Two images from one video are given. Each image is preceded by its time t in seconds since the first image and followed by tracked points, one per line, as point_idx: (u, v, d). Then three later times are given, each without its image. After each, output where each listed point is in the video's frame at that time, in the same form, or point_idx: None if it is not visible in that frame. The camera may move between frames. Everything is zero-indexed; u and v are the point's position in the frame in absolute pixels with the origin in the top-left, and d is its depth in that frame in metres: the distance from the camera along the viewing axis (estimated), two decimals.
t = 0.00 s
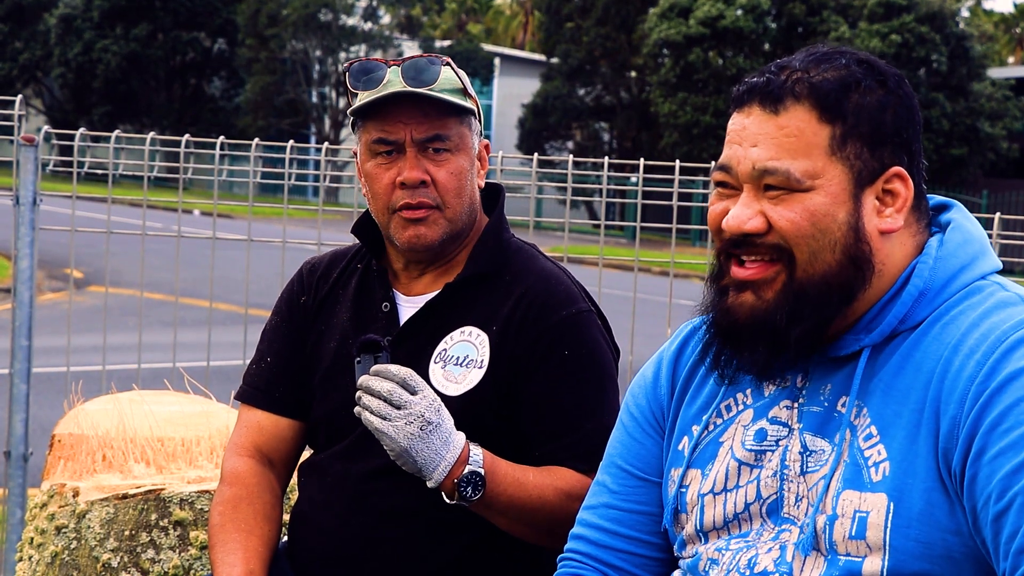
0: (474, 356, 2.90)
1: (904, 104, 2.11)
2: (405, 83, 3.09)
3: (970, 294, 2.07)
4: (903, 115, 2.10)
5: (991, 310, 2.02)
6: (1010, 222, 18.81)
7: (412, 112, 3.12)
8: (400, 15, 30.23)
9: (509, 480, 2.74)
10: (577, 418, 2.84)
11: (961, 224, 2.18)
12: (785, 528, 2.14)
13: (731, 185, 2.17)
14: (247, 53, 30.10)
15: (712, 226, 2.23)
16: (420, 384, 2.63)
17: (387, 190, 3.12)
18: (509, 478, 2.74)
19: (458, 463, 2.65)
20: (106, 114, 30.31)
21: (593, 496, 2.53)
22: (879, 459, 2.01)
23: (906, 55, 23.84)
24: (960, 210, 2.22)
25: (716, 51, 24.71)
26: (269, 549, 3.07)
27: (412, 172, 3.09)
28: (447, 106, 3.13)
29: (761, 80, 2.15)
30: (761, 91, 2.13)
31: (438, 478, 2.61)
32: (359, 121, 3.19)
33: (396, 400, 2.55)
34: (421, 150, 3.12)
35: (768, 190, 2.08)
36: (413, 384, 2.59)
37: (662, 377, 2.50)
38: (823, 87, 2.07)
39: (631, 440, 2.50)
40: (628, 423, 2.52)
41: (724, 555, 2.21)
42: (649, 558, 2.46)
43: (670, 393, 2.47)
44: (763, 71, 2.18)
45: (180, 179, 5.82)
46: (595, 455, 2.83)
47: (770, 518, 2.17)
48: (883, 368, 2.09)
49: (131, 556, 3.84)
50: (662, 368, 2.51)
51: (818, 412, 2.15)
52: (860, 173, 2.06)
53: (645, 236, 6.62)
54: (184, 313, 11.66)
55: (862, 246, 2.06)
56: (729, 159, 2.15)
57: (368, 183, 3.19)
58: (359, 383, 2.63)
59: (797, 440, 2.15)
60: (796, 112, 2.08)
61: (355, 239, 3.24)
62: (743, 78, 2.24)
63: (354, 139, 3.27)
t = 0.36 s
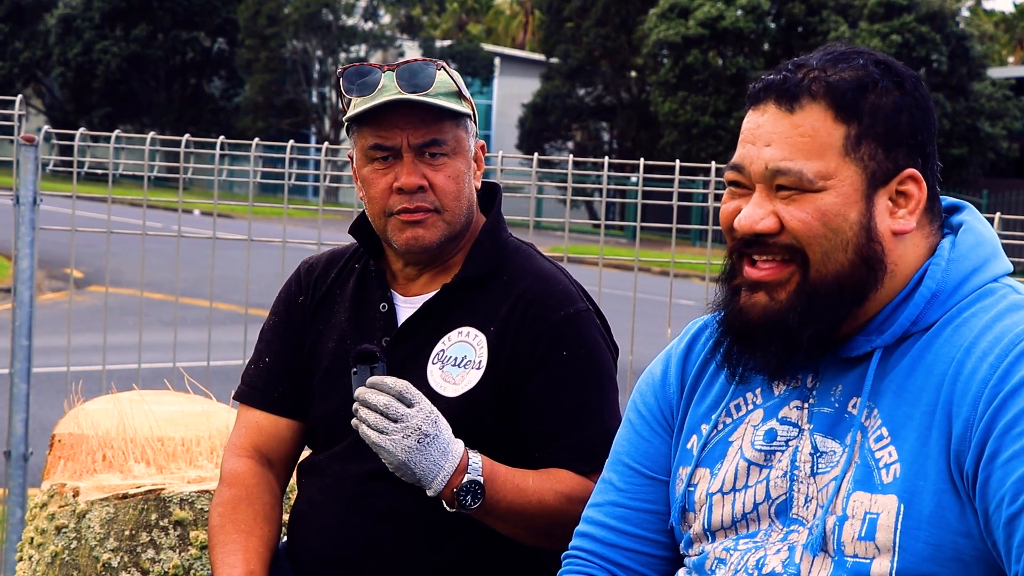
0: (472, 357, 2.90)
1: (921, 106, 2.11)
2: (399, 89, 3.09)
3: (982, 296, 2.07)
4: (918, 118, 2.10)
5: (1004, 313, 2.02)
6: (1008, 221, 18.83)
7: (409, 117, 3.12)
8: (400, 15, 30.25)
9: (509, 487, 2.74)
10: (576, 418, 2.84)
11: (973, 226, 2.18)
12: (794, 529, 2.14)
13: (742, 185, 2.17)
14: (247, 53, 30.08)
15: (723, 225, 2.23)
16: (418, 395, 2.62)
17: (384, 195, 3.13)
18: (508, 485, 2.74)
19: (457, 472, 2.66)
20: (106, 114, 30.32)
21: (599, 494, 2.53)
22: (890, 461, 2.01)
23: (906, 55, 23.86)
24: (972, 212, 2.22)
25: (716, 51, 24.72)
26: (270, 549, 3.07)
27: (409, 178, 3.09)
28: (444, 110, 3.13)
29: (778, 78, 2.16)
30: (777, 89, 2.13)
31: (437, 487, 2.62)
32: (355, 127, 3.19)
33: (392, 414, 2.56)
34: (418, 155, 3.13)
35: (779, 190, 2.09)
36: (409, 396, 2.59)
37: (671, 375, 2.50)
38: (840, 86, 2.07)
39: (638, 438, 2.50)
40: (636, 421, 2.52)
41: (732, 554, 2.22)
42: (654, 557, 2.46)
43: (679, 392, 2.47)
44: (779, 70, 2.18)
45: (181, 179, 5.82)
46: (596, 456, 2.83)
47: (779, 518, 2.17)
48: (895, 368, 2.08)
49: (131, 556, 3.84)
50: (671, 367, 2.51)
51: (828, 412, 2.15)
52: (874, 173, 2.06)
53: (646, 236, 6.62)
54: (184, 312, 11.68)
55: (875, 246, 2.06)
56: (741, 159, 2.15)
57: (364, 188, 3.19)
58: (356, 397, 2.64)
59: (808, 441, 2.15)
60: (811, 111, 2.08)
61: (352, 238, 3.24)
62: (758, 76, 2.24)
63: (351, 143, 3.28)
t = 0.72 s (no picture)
0: (472, 357, 2.90)
1: (927, 105, 2.13)
2: (401, 90, 3.09)
3: (988, 297, 2.07)
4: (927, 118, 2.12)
5: (1008, 315, 2.02)
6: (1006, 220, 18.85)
7: (410, 119, 3.12)
8: (399, 15, 30.24)
9: (507, 486, 2.74)
10: (576, 418, 2.84)
11: (978, 227, 2.19)
12: (798, 530, 2.14)
13: (759, 190, 2.15)
14: (247, 53, 30.06)
15: (736, 232, 2.21)
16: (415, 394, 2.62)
17: (389, 199, 3.12)
18: (506, 484, 2.74)
19: (455, 472, 2.65)
20: (106, 113, 30.32)
21: (602, 494, 2.53)
22: (894, 462, 2.01)
23: (907, 55, 23.82)
24: (977, 213, 2.23)
25: (716, 51, 24.70)
26: (269, 549, 3.07)
27: (413, 180, 3.09)
28: (445, 112, 3.13)
29: (789, 81, 2.15)
30: (792, 91, 2.12)
31: (436, 486, 2.61)
32: (355, 129, 3.18)
33: (389, 412, 2.56)
34: (421, 157, 3.12)
35: (805, 192, 2.07)
36: (405, 395, 2.59)
37: (675, 376, 2.50)
38: (855, 86, 2.07)
39: (642, 439, 2.50)
40: (639, 422, 2.52)
41: (736, 555, 2.21)
42: (657, 557, 2.46)
43: (683, 394, 2.47)
44: (788, 73, 2.17)
45: (181, 179, 5.82)
46: (597, 457, 2.83)
47: (783, 519, 2.17)
48: (901, 369, 2.08)
49: (131, 556, 3.84)
50: (675, 368, 2.51)
51: (833, 414, 2.15)
52: (895, 172, 2.06)
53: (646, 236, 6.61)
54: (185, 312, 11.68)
55: (900, 244, 2.06)
56: (758, 163, 2.13)
57: (367, 191, 3.18)
58: (353, 397, 2.64)
59: (813, 442, 2.15)
60: (830, 113, 2.07)
61: (351, 239, 3.24)
62: (763, 79, 2.24)
63: (350, 145, 3.27)
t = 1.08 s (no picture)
0: (471, 357, 2.90)
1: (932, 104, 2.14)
2: (400, 90, 3.09)
3: (993, 298, 2.07)
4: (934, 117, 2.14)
5: (1012, 316, 2.02)
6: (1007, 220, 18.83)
7: (409, 118, 3.12)
8: (399, 15, 30.23)
9: (507, 487, 2.74)
10: (576, 419, 2.84)
11: (983, 228, 2.20)
12: (801, 530, 2.14)
13: (775, 192, 2.13)
14: (247, 52, 30.05)
15: (749, 237, 2.19)
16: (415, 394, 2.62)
17: (387, 198, 3.13)
18: (506, 485, 2.74)
19: (455, 473, 2.65)
20: (106, 113, 30.31)
21: (605, 495, 2.53)
22: (898, 462, 2.02)
23: (907, 55, 23.82)
24: (981, 214, 2.23)
25: (716, 51, 24.68)
26: (269, 550, 3.07)
27: (412, 179, 3.09)
28: (445, 111, 3.13)
29: (800, 83, 2.14)
30: (807, 93, 2.11)
31: (435, 487, 2.61)
32: (354, 129, 3.18)
33: (389, 413, 2.56)
34: (419, 156, 3.12)
35: (826, 193, 2.06)
36: (405, 395, 2.59)
37: (678, 377, 2.50)
38: (870, 85, 2.07)
39: (644, 439, 2.50)
40: (642, 422, 2.52)
41: (739, 555, 2.22)
42: (658, 557, 2.46)
43: (686, 395, 2.47)
44: (797, 74, 2.17)
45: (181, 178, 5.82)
46: (597, 457, 2.83)
47: (786, 519, 2.17)
48: (904, 369, 2.08)
49: (131, 556, 3.84)
50: (678, 369, 2.51)
51: (837, 414, 2.15)
52: (909, 171, 2.07)
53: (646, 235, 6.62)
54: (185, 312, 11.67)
55: (918, 242, 2.07)
56: (774, 166, 2.12)
57: (365, 190, 3.18)
58: (353, 397, 2.64)
59: (816, 442, 2.15)
60: (845, 112, 2.07)
61: (351, 239, 3.25)
62: (768, 80, 2.23)
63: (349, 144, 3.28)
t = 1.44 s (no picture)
0: (472, 358, 2.90)
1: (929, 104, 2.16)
2: (402, 85, 3.08)
3: (995, 298, 2.07)
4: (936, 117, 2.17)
5: (1014, 316, 2.02)
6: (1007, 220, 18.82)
7: (411, 112, 3.12)
8: (399, 15, 30.23)
9: (507, 488, 2.74)
10: (577, 420, 2.84)
11: (984, 228, 2.20)
12: (802, 529, 2.14)
13: (807, 202, 2.08)
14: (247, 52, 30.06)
15: (777, 250, 2.14)
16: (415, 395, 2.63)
17: (387, 192, 3.13)
18: (506, 486, 2.74)
19: (455, 473, 2.65)
20: (105, 113, 30.30)
21: (604, 495, 2.53)
22: (899, 461, 2.02)
23: (907, 54, 23.81)
24: (981, 214, 2.23)
25: (716, 51, 24.69)
26: (269, 549, 3.07)
27: (411, 173, 3.09)
28: (447, 105, 3.13)
29: (813, 90, 2.11)
30: (816, 99, 2.10)
31: (435, 488, 2.61)
32: (358, 122, 3.18)
33: (388, 413, 2.56)
34: (421, 151, 3.12)
35: (866, 198, 2.04)
36: (405, 395, 2.59)
37: (677, 378, 2.49)
38: (885, 88, 2.08)
39: (643, 440, 2.50)
40: (642, 423, 2.52)
41: (740, 555, 2.22)
42: (657, 558, 2.46)
43: (685, 395, 2.46)
44: (807, 81, 2.14)
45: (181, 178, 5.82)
46: (598, 458, 2.83)
47: (787, 519, 2.17)
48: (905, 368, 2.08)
49: (131, 556, 3.84)
50: (677, 370, 2.51)
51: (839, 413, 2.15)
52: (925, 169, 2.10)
53: (646, 235, 6.61)
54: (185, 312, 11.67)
55: (942, 236, 2.11)
56: (809, 176, 2.07)
57: (368, 185, 3.18)
58: (353, 397, 2.64)
59: (817, 442, 2.15)
60: (871, 115, 2.06)
61: (352, 239, 3.25)
62: (764, 84, 2.23)
63: (353, 139, 3.28)
